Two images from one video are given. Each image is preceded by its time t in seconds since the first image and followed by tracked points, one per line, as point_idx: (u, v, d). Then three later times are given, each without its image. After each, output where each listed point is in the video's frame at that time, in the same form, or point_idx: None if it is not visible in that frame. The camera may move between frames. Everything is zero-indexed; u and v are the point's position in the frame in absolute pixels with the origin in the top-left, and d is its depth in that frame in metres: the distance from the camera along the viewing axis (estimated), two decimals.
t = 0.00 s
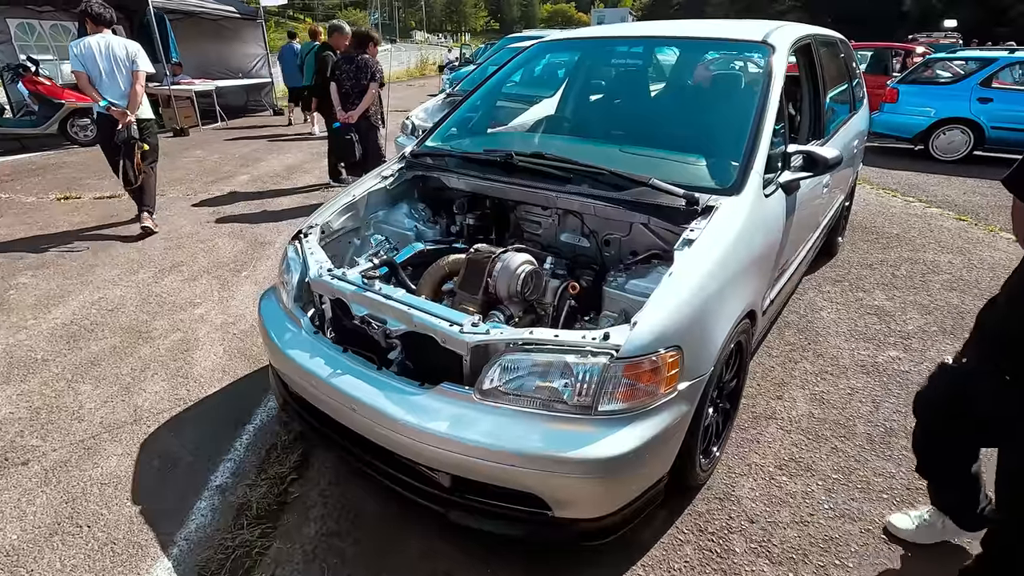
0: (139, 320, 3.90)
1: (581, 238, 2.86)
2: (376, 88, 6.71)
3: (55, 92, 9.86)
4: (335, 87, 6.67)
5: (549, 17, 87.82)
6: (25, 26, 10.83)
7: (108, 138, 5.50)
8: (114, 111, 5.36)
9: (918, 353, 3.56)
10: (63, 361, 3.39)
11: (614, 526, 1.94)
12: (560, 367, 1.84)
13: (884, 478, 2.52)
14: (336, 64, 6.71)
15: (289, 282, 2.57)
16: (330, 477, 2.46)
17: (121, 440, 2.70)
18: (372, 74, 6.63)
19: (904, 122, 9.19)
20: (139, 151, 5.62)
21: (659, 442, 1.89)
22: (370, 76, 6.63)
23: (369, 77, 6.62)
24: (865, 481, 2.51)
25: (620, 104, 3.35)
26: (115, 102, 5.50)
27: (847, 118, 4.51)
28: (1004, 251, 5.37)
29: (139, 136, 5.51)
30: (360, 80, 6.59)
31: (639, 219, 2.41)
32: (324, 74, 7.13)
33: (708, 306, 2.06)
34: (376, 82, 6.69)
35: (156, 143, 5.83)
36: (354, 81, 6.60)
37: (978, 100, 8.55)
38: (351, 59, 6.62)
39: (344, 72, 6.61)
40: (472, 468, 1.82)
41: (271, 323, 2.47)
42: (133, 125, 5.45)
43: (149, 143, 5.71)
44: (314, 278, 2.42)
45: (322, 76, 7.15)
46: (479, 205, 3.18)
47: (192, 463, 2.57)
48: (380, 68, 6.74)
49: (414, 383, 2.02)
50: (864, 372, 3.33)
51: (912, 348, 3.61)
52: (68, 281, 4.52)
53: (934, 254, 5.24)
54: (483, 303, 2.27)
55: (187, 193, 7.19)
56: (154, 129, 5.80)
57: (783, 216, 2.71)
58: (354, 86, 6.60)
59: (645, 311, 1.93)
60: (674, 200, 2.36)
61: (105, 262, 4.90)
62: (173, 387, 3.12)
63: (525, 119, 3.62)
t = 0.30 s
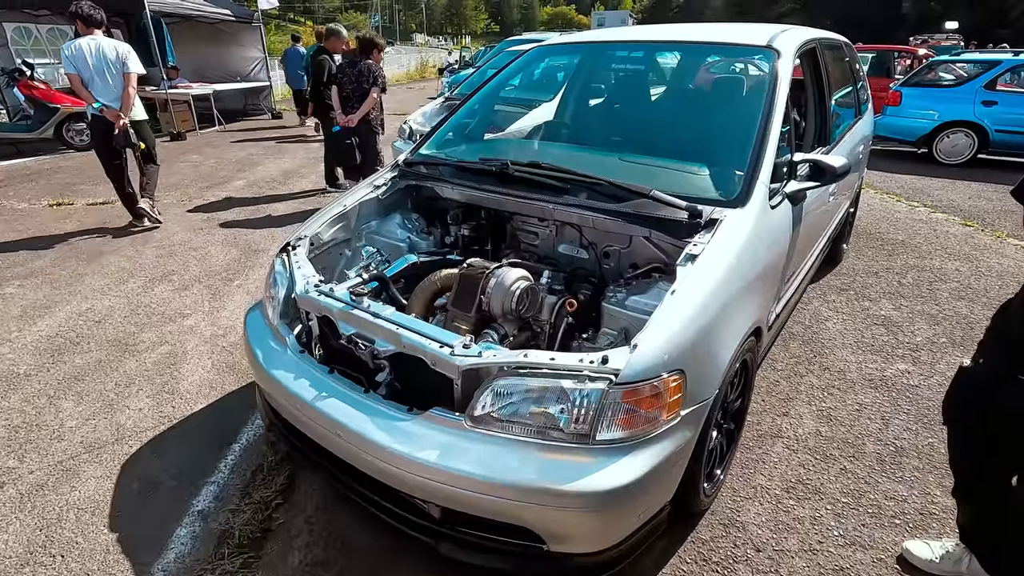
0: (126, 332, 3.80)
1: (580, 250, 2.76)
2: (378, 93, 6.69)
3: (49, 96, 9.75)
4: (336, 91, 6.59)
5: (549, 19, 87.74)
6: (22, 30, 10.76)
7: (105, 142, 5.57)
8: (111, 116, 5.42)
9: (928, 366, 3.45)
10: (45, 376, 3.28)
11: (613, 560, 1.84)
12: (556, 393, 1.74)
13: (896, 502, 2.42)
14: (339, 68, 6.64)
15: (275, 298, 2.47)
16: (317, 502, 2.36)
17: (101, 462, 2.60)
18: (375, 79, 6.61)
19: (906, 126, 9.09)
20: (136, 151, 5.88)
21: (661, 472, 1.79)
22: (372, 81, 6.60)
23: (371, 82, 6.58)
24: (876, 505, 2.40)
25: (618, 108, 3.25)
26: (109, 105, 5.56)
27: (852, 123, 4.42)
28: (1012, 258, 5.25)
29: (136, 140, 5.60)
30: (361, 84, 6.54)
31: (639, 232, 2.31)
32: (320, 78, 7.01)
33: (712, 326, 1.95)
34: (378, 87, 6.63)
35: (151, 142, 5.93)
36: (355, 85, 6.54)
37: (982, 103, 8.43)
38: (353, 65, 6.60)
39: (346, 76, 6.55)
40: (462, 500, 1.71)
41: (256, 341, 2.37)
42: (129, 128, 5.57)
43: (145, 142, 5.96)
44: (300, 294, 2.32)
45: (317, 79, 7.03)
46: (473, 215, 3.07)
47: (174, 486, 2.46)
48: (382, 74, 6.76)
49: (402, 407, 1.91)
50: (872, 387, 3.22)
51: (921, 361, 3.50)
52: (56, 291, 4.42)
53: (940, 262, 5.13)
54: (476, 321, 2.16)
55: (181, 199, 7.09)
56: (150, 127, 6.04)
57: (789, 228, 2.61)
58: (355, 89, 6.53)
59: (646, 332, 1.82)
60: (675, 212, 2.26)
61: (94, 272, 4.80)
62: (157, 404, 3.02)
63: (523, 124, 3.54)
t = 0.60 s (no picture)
0: (92, 342, 3.68)
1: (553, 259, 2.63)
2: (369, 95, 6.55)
3: (41, 99, 9.60)
4: (325, 92, 6.46)
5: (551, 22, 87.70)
6: (14, 32, 10.70)
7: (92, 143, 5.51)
8: (98, 117, 5.39)
9: (923, 379, 3.29)
10: (2, 388, 3.16)
11: None
12: (507, 418, 1.61)
13: (885, 528, 2.27)
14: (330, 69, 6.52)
15: (227, 309, 2.35)
16: (268, 526, 2.23)
17: (48, 481, 2.48)
18: (365, 81, 6.46)
19: (907, 128, 8.92)
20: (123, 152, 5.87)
21: (624, 503, 1.65)
22: (363, 83, 6.45)
23: (362, 83, 6.43)
24: (863, 532, 2.25)
25: (606, 110, 3.10)
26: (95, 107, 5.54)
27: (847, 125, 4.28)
28: (1014, 264, 5.09)
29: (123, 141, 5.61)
30: (352, 86, 6.41)
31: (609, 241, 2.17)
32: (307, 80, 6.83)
33: (681, 343, 1.82)
34: (370, 89, 6.50)
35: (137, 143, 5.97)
36: (345, 87, 6.42)
37: (985, 104, 8.26)
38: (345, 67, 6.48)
39: (336, 77, 6.43)
40: (405, 534, 1.57)
41: (206, 356, 2.24)
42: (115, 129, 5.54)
43: (134, 143, 5.99)
44: (251, 306, 2.19)
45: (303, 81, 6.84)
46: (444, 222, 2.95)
47: (121, 508, 2.34)
48: (372, 75, 6.63)
49: (347, 430, 1.78)
50: (864, 401, 3.07)
51: (916, 374, 3.35)
52: (26, 298, 4.31)
53: (939, 268, 4.98)
54: (433, 337, 2.03)
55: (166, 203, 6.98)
56: (137, 129, 6.08)
57: (772, 237, 2.48)
58: (345, 91, 6.40)
59: (607, 351, 1.69)
60: (647, 221, 2.13)
61: (68, 278, 4.69)
62: (114, 418, 2.90)
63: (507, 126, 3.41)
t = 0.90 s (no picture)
0: (55, 357, 3.56)
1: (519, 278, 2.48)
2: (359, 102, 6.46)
3: (35, 105, 9.67)
4: (314, 98, 6.32)
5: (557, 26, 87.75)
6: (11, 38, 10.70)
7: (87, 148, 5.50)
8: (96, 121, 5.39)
9: (919, 402, 3.12)
10: None
11: None
12: (440, 461, 1.46)
13: (869, 570, 2.11)
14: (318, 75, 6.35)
15: (170, 331, 2.22)
16: (207, 565, 2.10)
17: None
18: (355, 87, 6.36)
19: (911, 134, 8.72)
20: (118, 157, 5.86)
21: (570, 556, 1.50)
22: (353, 89, 6.35)
23: (352, 90, 6.34)
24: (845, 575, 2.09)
25: (592, 118, 2.91)
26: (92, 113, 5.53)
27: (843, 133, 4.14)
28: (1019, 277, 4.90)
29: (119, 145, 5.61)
30: (342, 93, 6.30)
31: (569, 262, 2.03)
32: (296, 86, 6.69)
33: (639, 376, 1.67)
34: (359, 96, 6.40)
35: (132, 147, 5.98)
36: (335, 93, 6.29)
37: (991, 110, 8.06)
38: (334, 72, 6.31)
39: (324, 83, 6.28)
40: None
41: (144, 382, 2.11)
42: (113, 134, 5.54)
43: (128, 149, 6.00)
44: (190, 330, 2.07)
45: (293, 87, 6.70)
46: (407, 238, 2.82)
47: (56, 541, 2.22)
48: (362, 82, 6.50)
49: (275, 470, 1.64)
50: (854, 427, 2.90)
51: (911, 397, 3.18)
52: None
53: (939, 280, 4.80)
54: (378, 365, 1.90)
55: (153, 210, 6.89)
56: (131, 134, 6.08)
57: (749, 256, 2.33)
58: (334, 97, 6.28)
59: (554, 386, 1.54)
60: (609, 240, 1.99)
61: (42, 289, 4.59)
62: (64, 441, 2.77)
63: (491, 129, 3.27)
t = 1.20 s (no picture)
0: (22, 371, 3.42)
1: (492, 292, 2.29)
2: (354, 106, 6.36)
3: (36, 110, 9.61)
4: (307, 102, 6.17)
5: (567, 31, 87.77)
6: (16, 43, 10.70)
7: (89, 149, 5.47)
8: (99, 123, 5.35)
9: (931, 426, 2.90)
10: None
11: None
12: (373, 510, 1.28)
13: None
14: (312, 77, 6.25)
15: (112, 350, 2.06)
16: None
17: None
18: (350, 91, 6.28)
19: (924, 138, 8.45)
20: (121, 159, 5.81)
21: None
22: (347, 93, 6.27)
23: (346, 94, 6.26)
24: None
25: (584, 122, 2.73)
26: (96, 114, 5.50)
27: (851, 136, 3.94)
28: None
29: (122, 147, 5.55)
30: (336, 97, 6.22)
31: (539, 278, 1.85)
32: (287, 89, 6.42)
33: (607, 410, 1.48)
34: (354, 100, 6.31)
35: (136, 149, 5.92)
36: (329, 97, 6.21)
37: (1008, 113, 7.79)
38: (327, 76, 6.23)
39: (317, 86, 6.19)
40: None
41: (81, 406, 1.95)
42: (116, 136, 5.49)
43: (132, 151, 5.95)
44: (127, 350, 1.90)
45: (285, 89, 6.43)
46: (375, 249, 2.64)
47: None
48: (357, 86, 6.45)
49: (199, 511, 1.47)
50: (860, 454, 2.69)
51: (924, 420, 2.95)
52: None
53: (954, 292, 4.56)
54: (325, 391, 1.72)
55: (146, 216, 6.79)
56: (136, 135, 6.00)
57: (741, 271, 2.14)
58: (328, 101, 6.19)
59: (507, 423, 1.36)
60: (582, 254, 1.82)
61: (21, 298, 4.47)
62: (15, 463, 2.62)
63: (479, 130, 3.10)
